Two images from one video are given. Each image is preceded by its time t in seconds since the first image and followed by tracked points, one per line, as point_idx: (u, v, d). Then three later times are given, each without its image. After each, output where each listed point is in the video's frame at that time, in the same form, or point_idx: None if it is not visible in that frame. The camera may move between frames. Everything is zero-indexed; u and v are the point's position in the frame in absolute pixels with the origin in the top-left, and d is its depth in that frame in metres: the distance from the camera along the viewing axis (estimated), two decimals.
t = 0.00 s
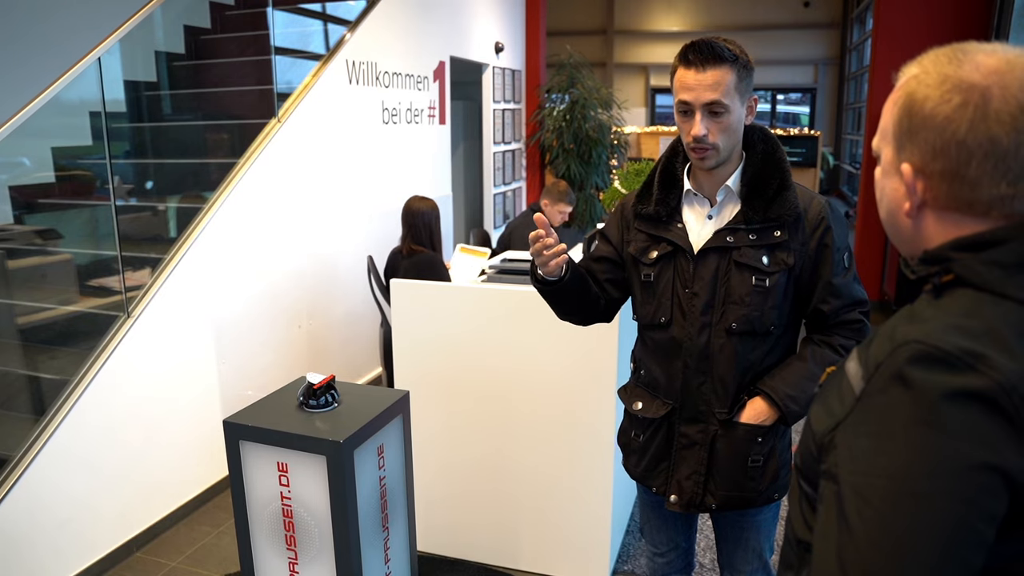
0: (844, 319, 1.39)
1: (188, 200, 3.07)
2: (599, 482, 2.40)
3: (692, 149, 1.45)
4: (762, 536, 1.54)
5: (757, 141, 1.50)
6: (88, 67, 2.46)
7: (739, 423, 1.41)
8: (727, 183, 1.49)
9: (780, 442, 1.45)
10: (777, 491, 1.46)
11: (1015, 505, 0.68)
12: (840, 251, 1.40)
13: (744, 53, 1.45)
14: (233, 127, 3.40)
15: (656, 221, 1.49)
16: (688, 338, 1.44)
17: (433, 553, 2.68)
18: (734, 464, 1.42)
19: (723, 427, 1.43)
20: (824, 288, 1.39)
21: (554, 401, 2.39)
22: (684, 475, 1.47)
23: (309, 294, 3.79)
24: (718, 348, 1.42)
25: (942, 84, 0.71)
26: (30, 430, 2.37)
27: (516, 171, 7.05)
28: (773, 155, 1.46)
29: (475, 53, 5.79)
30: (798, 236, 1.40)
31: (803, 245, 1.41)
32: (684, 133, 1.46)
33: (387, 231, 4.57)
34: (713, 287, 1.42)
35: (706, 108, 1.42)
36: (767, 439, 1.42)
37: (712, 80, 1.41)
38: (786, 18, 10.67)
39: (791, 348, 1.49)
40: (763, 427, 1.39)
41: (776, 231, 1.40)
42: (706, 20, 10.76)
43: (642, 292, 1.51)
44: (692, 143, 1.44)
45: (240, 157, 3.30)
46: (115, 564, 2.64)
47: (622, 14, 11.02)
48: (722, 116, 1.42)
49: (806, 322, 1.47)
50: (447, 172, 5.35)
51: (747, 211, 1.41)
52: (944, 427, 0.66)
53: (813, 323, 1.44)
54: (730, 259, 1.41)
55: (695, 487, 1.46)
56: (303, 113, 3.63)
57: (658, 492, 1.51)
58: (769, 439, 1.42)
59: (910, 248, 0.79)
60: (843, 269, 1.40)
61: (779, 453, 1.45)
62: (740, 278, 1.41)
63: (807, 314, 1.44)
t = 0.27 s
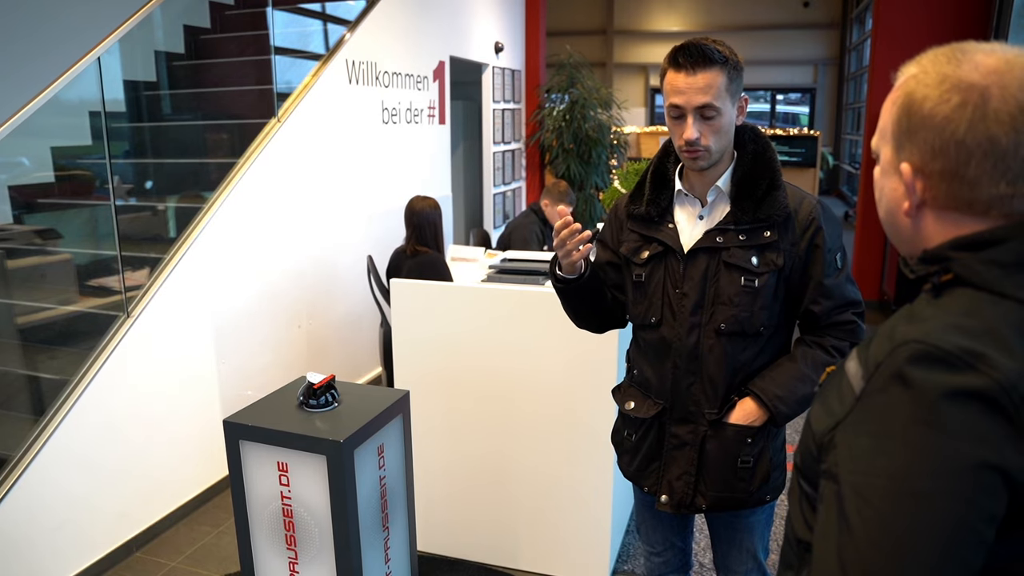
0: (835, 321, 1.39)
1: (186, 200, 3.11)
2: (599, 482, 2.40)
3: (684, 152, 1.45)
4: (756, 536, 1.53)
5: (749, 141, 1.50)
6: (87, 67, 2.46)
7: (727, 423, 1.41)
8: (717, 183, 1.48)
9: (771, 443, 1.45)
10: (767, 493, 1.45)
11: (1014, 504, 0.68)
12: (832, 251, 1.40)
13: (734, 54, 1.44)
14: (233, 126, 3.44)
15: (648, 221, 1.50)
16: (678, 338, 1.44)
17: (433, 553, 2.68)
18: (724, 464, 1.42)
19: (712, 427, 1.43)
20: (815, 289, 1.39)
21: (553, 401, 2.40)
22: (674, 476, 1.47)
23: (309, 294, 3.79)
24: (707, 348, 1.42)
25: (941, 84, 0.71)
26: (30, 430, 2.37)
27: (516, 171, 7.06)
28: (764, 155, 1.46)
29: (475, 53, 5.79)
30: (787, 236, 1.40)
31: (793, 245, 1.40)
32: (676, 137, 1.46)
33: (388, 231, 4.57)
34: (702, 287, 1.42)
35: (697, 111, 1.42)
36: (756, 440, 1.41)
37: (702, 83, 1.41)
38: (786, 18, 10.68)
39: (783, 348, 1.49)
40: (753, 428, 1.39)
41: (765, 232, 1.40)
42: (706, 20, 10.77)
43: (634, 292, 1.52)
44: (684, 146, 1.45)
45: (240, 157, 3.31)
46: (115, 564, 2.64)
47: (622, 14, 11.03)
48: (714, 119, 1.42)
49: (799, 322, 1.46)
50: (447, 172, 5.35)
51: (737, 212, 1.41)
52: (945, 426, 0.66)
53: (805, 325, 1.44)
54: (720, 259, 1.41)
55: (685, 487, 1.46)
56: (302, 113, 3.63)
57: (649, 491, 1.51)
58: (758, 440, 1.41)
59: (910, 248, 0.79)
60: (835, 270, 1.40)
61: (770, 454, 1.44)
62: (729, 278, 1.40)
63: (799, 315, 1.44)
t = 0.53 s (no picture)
0: (829, 322, 1.39)
1: (186, 200, 3.11)
2: (598, 482, 2.41)
3: (678, 153, 1.45)
4: (752, 537, 1.54)
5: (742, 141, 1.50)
6: (87, 68, 2.46)
7: (720, 425, 1.41)
8: (710, 184, 1.49)
9: (764, 444, 1.45)
10: (761, 494, 1.45)
11: (1014, 503, 0.68)
12: (825, 252, 1.40)
13: (727, 54, 1.45)
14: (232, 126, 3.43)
15: (641, 222, 1.50)
16: (671, 339, 1.44)
17: (433, 553, 2.68)
18: (717, 465, 1.42)
19: (705, 429, 1.43)
20: (808, 290, 1.40)
21: (553, 401, 2.40)
22: (667, 477, 1.47)
23: (308, 294, 3.79)
24: (701, 349, 1.42)
25: (941, 84, 0.71)
26: (30, 430, 2.37)
27: (515, 171, 7.06)
28: (756, 156, 1.46)
29: (474, 53, 5.79)
30: (780, 237, 1.41)
31: (786, 246, 1.40)
32: (669, 136, 1.46)
33: (388, 231, 4.57)
34: (695, 289, 1.42)
35: (691, 111, 1.42)
36: (750, 441, 1.41)
37: (696, 83, 1.41)
38: (786, 18, 10.68)
39: (778, 350, 1.49)
40: (747, 429, 1.39)
41: (758, 233, 1.40)
42: (705, 20, 10.76)
43: (628, 293, 1.52)
44: (677, 146, 1.45)
45: (240, 157, 3.31)
46: (115, 565, 2.63)
47: (622, 14, 11.01)
48: (708, 119, 1.42)
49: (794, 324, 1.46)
50: (447, 172, 5.35)
51: (729, 214, 1.42)
52: (946, 425, 0.66)
53: (799, 325, 1.44)
54: (713, 261, 1.41)
55: (678, 488, 1.46)
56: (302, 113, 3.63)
57: (643, 492, 1.51)
58: (752, 442, 1.41)
59: (910, 248, 0.79)
60: (828, 271, 1.40)
61: (764, 455, 1.44)
62: (722, 280, 1.41)
63: (793, 316, 1.45)
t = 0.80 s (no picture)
0: (831, 316, 1.38)
1: (182, 201, 3.10)
2: (598, 482, 2.41)
3: (676, 153, 1.45)
4: (752, 538, 1.54)
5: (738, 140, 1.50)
6: (86, 68, 2.46)
7: (722, 424, 1.41)
8: (705, 184, 1.49)
9: (767, 442, 1.45)
10: (764, 492, 1.46)
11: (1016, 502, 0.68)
12: (824, 249, 1.39)
13: (725, 53, 1.45)
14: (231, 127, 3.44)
15: (636, 223, 1.50)
16: (669, 341, 1.44)
17: (434, 553, 2.68)
18: (720, 464, 1.42)
19: (707, 429, 1.43)
20: (809, 287, 1.39)
21: (553, 401, 2.40)
22: (670, 478, 1.47)
23: (308, 294, 3.79)
24: (699, 350, 1.42)
25: (942, 84, 0.71)
26: (29, 431, 2.37)
27: (515, 171, 7.06)
28: (752, 155, 1.46)
29: (474, 53, 5.80)
30: (777, 236, 1.41)
31: (784, 245, 1.40)
32: (668, 137, 1.46)
33: (387, 232, 4.57)
34: (693, 290, 1.42)
35: (690, 111, 1.42)
36: (753, 439, 1.41)
37: (695, 83, 1.41)
38: (785, 18, 10.69)
39: (778, 347, 1.49)
40: (749, 427, 1.39)
41: (755, 232, 1.40)
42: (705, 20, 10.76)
43: (624, 295, 1.52)
44: (676, 146, 1.44)
45: (239, 157, 3.30)
46: (114, 565, 2.63)
47: (621, 14, 11.01)
48: (706, 119, 1.42)
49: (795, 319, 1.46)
50: (447, 172, 5.35)
51: (726, 213, 1.41)
52: (948, 425, 0.66)
53: (801, 321, 1.44)
54: (711, 261, 1.41)
55: (681, 489, 1.46)
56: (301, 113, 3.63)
57: (645, 494, 1.51)
58: (754, 440, 1.41)
59: (911, 248, 0.79)
60: (828, 267, 1.39)
61: (766, 453, 1.45)
62: (720, 280, 1.41)
63: (794, 311, 1.44)
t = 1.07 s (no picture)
0: (831, 319, 1.38)
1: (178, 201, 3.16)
2: (599, 482, 2.40)
3: (685, 151, 1.45)
4: (751, 538, 1.53)
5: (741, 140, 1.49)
6: (84, 67, 2.45)
7: (720, 426, 1.40)
8: (708, 184, 1.48)
9: (764, 444, 1.45)
10: (762, 493, 1.46)
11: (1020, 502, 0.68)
12: (824, 253, 1.39)
13: (735, 52, 1.44)
14: (230, 126, 3.46)
15: (637, 222, 1.50)
16: (670, 342, 1.44)
17: (433, 553, 2.67)
18: (717, 467, 1.41)
19: (705, 431, 1.42)
20: (809, 290, 1.39)
21: (553, 401, 2.39)
22: (668, 480, 1.47)
23: (307, 294, 3.78)
24: (700, 352, 1.42)
25: (945, 82, 0.71)
26: (28, 431, 2.36)
27: (514, 171, 7.06)
28: (755, 156, 1.45)
29: (473, 53, 5.79)
30: (780, 238, 1.40)
31: (786, 248, 1.40)
32: (677, 134, 1.45)
33: (387, 232, 4.57)
34: (694, 291, 1.42)
35: (701, 109, 1.41)
36: (750, 442, 1.41)
37: (707, 80, 1.40)
38: (785, 18, 10.69)
39: (776, 349, 1.49)
40: (747, 429, 1.38)
41: (758, 235, 1.39)
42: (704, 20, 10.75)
43: (625, 295, 1.51)
44: (685, 144, 1.44)
45: (238, 157, 3.30)
46: (113, 565, 2.63)
47: (620, 14, 11.01)
48: (717, 118, 1.42)
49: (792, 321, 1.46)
50: (446, 172, 5.35)
51: (729, 216, 1.42)
52: (952, 424, 0.66)
53: (800, 323, 1.43)
54: (712, 263, 1.41)
55: (679, 491, 1.46)
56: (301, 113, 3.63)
57: (641, 494, 1.51)
58: (752, 443, 1.41)
59: (913, 247, 0.79)
60: (829, 270, 1.39)
61: (763, 457, 1.45)
62: (721, 282, 1.40)
63: (792, 313, 1.44)
